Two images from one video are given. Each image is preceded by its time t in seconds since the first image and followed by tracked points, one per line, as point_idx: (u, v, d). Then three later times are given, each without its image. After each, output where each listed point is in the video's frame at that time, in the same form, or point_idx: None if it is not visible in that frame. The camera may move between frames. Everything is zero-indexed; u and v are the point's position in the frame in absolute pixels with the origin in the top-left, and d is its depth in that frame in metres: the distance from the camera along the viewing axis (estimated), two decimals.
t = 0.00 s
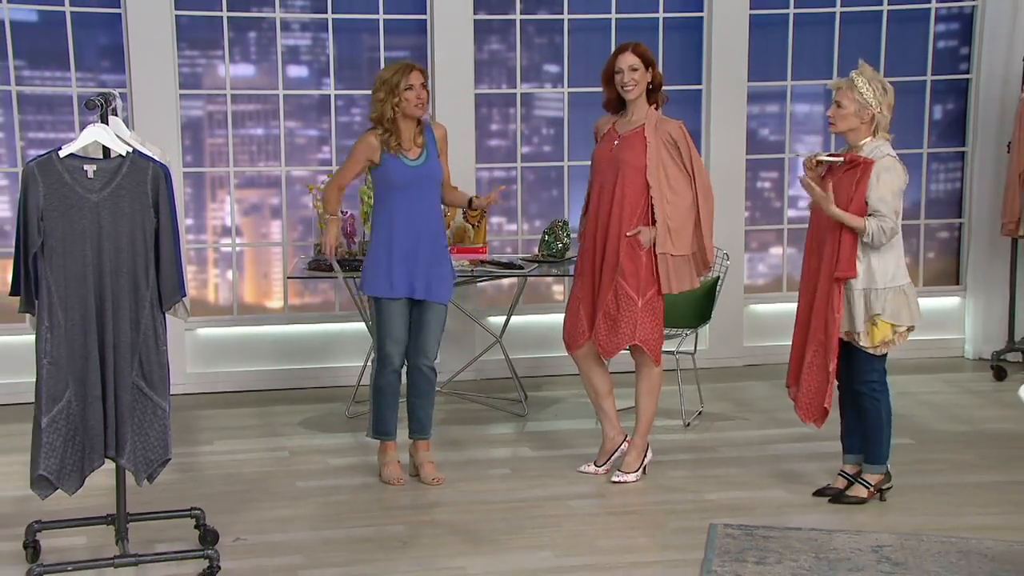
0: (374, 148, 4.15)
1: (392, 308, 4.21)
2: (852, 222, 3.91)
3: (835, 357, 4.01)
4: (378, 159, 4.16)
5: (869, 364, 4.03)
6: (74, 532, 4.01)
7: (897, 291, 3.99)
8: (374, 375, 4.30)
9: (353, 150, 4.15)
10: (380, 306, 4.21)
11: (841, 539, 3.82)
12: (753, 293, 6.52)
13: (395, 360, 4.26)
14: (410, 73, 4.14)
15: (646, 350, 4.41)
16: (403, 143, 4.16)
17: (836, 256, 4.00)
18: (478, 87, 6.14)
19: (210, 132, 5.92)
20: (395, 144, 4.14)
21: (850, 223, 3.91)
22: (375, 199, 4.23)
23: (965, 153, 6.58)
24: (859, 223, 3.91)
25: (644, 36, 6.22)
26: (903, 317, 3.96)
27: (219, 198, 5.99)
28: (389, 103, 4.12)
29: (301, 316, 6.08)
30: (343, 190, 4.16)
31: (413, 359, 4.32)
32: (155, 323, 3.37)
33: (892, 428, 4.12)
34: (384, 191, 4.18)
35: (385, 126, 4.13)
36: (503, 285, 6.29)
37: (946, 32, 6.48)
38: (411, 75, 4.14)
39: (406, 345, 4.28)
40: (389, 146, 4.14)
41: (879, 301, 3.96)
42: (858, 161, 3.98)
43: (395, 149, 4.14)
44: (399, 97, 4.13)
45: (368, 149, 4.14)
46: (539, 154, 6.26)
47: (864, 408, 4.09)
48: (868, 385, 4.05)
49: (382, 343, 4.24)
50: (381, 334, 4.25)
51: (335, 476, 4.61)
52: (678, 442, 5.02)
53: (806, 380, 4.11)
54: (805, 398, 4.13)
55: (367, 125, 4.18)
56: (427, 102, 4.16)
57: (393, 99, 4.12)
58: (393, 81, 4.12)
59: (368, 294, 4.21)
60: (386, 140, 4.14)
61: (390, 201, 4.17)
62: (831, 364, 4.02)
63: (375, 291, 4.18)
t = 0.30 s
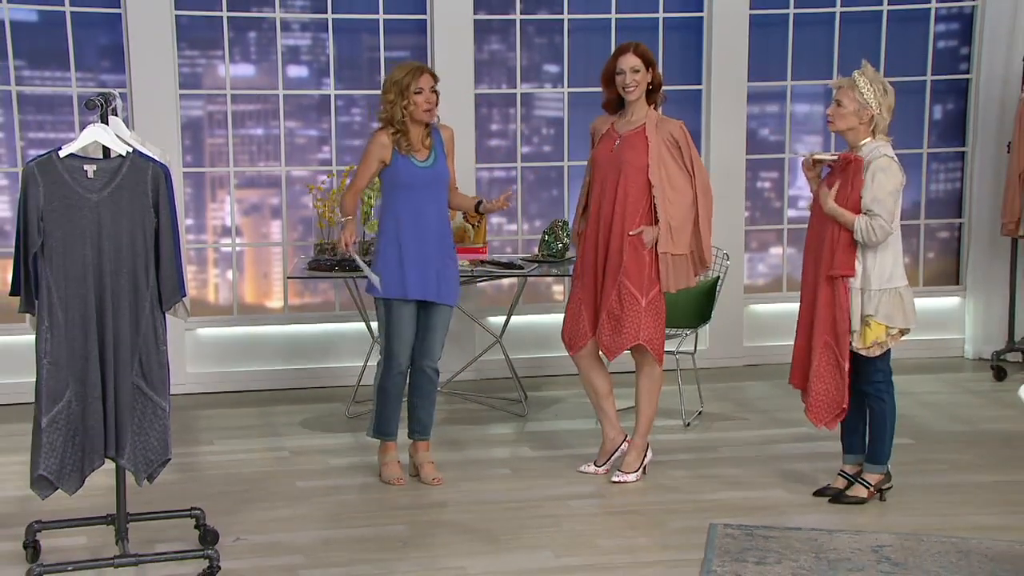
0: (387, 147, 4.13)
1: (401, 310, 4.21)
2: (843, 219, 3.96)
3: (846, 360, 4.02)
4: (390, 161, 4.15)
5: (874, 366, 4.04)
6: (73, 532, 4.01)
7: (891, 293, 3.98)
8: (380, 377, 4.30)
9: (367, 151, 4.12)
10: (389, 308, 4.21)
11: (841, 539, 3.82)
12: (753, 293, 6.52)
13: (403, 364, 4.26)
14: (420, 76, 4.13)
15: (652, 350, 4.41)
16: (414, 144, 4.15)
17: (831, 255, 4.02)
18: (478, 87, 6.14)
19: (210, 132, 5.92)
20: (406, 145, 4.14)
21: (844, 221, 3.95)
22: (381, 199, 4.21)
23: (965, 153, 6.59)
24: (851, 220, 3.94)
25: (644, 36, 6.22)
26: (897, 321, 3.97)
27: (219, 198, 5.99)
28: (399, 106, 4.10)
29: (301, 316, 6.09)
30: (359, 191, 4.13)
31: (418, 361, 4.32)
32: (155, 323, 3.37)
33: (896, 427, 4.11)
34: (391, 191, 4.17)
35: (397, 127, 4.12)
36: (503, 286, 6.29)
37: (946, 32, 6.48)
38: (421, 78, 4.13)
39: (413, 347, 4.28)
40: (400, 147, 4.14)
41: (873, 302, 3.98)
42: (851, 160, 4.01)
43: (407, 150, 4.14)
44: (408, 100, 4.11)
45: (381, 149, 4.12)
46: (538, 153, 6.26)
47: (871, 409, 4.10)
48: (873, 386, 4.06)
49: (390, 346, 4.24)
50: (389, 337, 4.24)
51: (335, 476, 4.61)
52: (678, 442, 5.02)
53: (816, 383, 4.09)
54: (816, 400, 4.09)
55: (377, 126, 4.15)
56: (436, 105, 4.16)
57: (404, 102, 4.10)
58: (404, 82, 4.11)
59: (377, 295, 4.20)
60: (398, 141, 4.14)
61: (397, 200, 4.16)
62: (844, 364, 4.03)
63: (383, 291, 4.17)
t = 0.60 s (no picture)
0: (394, 147, 4.14)
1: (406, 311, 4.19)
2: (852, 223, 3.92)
3: (851, 363, 4.02)
4: (395, 161, 4.16)
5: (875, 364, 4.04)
6: (73, 532, 4.01)
7: (890, 293, 3.99)
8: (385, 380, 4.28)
9: (374, 151, 4.14)
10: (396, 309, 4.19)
11: (841, 539, 3.82)
12: (753, 293, 6.52)
13: (410, 367, 4.23)
14: (429, 80, 4.13)
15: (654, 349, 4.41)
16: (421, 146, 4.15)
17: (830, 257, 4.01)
18: (478, 87, 6.14)
19: (210, 132, 5.92)
20: (412, 145, 4.15)
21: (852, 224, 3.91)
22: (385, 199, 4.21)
23: (965, 152, 6.59)
24: (858, 224, 3.90)
25: (643, 36, 6.23)
26: (896, 320, 3.96)
27: (219, 198, 5.99)
28: (405, 108, 4.12)
29: (301, 316, 6.09)
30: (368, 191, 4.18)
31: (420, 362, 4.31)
32: (155, 323, 3.37)
33: (896, 428, 4.12)
34: (395, 192, 4.17)
35: (404, 129, 4.13)
36: (503, 285, 6.30)
37: (946, 32, 6.48)
38: (429, 82, 4.13)
39: (419, 351, 4.26)
40: (407, 147, 4.15)
41: (872, 301, 3.99)
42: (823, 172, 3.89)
43: (414, 151, 4.15)
44: (414, 103, 4.12)
45: (388, 149, 4.13)
46: (538, 153, 6.26)
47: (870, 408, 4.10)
48: (874, 386, 4.06)
49: (396, 348, 4.21)
50: (394, 340, 4.21)
51: (335, 476, 4.61)
52: (678, 442, 5.02)
53: (823, 387, 4.07)
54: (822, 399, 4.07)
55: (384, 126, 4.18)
56: (442, 108, 4.17)
57: (409, 104, 4.12)
58: (412, 85, 4.11)
59: (383, 295, 4.18)
60: (405, 141, 4.15)
61: (401, 200, 4.16)
62: (851, 364, 4.03)
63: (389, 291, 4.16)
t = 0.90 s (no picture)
0: (394, 146, 4.16)
1: (421, 307, 4.14)
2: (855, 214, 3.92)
3: (843, 377, 4.05)
4: (394, 161, 4.17)
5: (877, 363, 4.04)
6: (73, 532, 4.01)
7: (892, 295, 3.98)
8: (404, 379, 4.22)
9: (375, 150, 4.16)
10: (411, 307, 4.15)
11: (841, 539, 3.82)
12: (752, 293, 6.52)
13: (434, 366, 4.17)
14: (422, 80, 4.14)
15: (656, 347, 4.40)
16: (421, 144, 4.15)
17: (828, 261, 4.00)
18: (478, 87, 6.14)
19: (210, 132, 5.92)
20: (411, 144, 4.15)
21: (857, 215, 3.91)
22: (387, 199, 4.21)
23: (965, 152, 6.59)
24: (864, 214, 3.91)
25: (643, 35, 6.23)
26: (898, 321, 3.96)
27: (219, 198, 5.99)
28: (400, 108, 4.14)
29: (300, 315, 6.09)
30: (372, 194, 4.20)
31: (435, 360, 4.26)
32: (155, 323, 3.37)
33: (897, 428, 4.12)
34: (397, 191, 4.16)
35: (403, 128, 4.15)
36: (503, 285, 6.30)
37: (947, 32, 6.48)
38: (422, 81, 4.14)
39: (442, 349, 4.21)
40: (406, 147, 4.16)
41: (876, 302, 3.97)
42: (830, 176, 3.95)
43: (414, 149, 4.15)
44: (408, 104, 4.14)
45: (389, 148, 4.15)
46: (538, 153, 6.26)
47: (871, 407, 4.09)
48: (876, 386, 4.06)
49: (418, 347, 4.15)
50: (415, 338, 4.16)
51: (335, 476, 4.61)
52: (678, 442, 5.02)
53: (828, 399, 4.09)
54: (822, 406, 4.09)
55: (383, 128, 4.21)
56: (437, 108, 4.17)
57: (404, 105, 4.14)
58: (405, 85, 4.13)
59: (393, 294, 4.16)
60: (405, 140, 4.16)
61: (402, 199, 4.15)
62: (840, 384, 4.05)
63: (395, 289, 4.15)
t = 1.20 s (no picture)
0: (389, 150, 4.16)
1: (430, 305, 4.14)
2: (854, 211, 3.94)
3: (816, 390, 4.11)
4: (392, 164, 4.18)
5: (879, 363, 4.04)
6: (73, 532, 4.01)
7: (893, 296, 3.98)
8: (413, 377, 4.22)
9: (371, 155, 4.16)
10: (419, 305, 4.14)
11: (841, 539, 3.82)
12: (752, 293, 6.52)
13: (445, 363, 4.17)
14: (422, 82, 4.14)
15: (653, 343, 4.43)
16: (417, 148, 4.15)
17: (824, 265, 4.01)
18: (478, 87, 6.14)
19: (210, 132, 5.92)
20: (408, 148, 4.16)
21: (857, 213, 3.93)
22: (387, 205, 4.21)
23: (965, 152, 6.59)
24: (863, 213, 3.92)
25: (643, 35, 6.23)
26: (899, 321, 3.96)
27: (219, 199, 5.99)
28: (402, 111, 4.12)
29: (300, 315, 6.09)
30: (373, 202, 4.20)
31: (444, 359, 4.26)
32: (155, 323, 3.37)
33: (898, 428, 4.13)
34: (396, 195, 4.17)
35: (400, 131, 4.14)
36: (503, 285, 6.30)
37: (947, 32, 6.48)
38: (422, 84, 4.14)
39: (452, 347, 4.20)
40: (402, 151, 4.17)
41: (876, 302, 3.97)
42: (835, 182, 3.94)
43: (409, 153, 4.16)
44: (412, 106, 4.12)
45: (384, 152, 4.15)
46: (538, 153, 6.26)
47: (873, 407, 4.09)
48: (879, 386, 4.06)
49: (429, 344, 4.14)
50: (426, 336, 4.15)
51: (335, 476, 4.61)
52: (678, 442, 5.02)
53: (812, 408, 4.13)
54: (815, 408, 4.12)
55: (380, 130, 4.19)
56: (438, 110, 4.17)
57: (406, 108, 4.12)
58: (408, 88, 4.12)
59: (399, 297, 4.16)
60: (400, 144, 4.17)
61: (401, 202, 4.15)
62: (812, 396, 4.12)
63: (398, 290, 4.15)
